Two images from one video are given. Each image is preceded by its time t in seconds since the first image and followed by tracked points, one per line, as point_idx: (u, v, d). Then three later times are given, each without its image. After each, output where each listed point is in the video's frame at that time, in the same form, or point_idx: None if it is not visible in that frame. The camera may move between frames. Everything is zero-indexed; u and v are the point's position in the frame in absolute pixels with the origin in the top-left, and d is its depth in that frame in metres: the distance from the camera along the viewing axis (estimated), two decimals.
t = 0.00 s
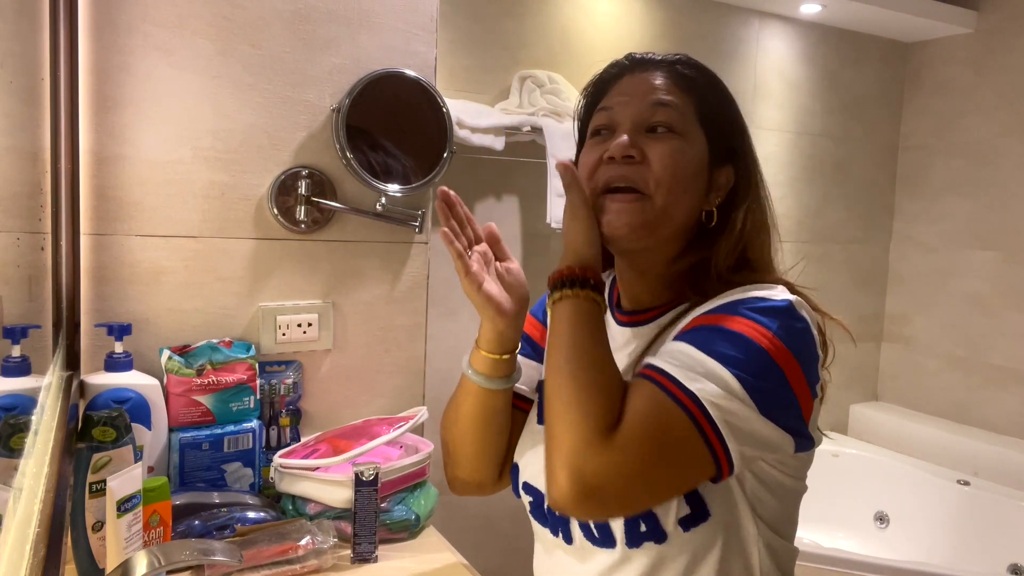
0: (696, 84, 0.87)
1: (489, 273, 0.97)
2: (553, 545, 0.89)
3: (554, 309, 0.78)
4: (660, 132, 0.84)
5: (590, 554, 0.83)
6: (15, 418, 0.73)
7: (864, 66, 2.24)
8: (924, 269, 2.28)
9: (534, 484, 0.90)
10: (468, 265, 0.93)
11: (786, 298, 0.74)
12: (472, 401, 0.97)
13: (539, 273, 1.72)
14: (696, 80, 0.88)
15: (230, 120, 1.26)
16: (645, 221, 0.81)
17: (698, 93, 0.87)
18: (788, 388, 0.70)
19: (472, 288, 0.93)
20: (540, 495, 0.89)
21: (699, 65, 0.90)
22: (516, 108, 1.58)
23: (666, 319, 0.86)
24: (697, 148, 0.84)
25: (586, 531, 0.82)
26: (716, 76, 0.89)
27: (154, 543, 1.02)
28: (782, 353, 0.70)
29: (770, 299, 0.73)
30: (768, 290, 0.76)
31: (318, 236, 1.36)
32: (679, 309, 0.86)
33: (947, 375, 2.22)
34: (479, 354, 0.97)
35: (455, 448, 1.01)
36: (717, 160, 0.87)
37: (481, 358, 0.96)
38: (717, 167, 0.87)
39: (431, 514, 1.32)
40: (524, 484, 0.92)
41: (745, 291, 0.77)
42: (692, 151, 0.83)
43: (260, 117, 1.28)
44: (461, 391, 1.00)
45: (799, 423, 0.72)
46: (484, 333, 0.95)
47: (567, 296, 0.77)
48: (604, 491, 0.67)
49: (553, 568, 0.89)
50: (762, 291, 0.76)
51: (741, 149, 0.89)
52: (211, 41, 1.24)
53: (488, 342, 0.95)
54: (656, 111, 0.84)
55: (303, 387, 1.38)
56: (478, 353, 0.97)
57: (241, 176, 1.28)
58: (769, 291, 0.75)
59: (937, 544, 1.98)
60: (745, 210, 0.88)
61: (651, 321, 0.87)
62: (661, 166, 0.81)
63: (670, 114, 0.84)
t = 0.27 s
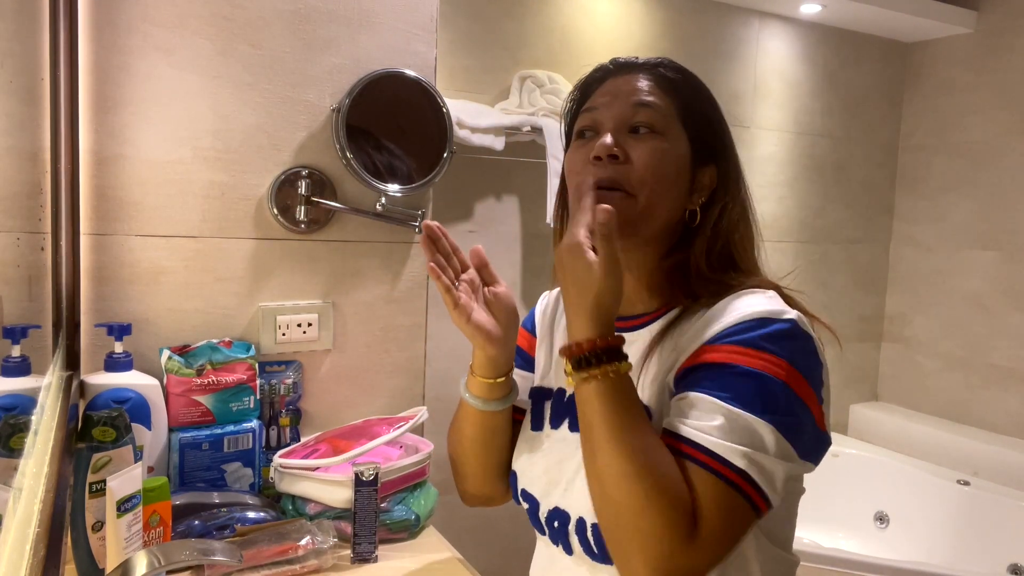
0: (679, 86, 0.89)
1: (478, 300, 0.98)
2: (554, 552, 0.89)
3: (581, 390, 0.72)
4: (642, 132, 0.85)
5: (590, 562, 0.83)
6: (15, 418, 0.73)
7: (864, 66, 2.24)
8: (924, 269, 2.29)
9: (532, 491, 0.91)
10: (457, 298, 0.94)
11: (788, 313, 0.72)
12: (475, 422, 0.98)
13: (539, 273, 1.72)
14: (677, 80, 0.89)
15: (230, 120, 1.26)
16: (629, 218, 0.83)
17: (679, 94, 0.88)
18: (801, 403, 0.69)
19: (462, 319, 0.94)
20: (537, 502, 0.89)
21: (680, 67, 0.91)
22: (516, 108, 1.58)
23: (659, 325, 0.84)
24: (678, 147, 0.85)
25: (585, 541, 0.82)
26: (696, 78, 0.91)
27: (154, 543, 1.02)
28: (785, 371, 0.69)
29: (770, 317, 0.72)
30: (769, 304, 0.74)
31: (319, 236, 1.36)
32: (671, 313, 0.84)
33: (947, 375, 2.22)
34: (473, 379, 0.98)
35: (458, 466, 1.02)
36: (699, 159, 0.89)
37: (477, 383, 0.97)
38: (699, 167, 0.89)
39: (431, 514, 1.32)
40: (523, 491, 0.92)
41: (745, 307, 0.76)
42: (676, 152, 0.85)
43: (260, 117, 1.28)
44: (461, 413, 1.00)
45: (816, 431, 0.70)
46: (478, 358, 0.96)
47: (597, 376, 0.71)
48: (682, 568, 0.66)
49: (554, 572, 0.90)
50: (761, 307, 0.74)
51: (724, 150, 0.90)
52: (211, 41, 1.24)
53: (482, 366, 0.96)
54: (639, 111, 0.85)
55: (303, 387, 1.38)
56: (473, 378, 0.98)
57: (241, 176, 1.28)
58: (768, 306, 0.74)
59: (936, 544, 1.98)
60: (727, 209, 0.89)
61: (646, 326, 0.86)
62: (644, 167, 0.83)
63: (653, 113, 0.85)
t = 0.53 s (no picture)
0: (670, 87, 0.90)
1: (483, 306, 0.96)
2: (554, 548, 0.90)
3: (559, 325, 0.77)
4: (642, 137, 0.85)
5: (591, 558, 0.83)
6: (15, 418, 0.73)
7: (864, 66, 2.24)
8: (924, 269, 2.29)
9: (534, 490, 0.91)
10: (463, 308, 0.92)
11: (774, 302, 0.73)
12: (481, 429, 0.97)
13: (539, 273, 1.72)
14: (666, 82, 0.90)
15: (230, 120, 1.26)
16: (646, 225, 0.82)
17: (669, 96, 0.89)
18: (773, 394, 0.70)
19: (469, 328, 0.92)
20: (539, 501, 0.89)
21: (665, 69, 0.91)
22: (516, 108, 1.58)
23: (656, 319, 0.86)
24: (677, 147, 0.85)
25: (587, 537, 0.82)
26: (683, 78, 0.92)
27: (154, 543, 1.02)
28: (761, 358, 0.69)
29: (756, 305, 0.73)
30: (755, 294, 0.75)
31: (319, 236, 1.36)
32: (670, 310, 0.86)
33: (947, 375, 2.22)
34: (480, 388, 0.97)
35: (465, 470, 1.02)
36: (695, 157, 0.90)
37: (483, 391, 0.96)
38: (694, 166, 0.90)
39: (431, 514, 1.32)
40: (525, 491, 0.93)
41: (729, 296, 0.77)
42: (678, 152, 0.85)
43: (260, 117, 1.28)
44: (467, 418, 1.00)
45: (789, 422, 0.72)
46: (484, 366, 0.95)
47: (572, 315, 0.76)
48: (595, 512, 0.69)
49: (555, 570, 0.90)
50: (745, 296, 0.75)
51: (716, 146, 0.92)
52: (211, 41, 1.24)
53: (488, 373, 0.95)
54: (636, 115, 0.85)
55: (303, 387, 1.38)
56: (480, 386, 0.97)
57: (241, 176, 1.28)
58: (753, 295, 0.75)
59: (936, 544, 1.98)
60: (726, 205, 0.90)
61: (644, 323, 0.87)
62: (655, 170, 0.81)
63: (649, 115, 0.85)
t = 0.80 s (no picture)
0: (660, 85, 0.89)
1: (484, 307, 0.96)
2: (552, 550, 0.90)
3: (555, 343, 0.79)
4: (628, 140, 0.85)
5: (591, 561, 0.83)
6: (15, 418, 0.73)
7: (864, 66, 2.24)
8: (924, 269, 2.29)
9: (531, 491, 0.91)
10: (463, 310, 0.92)
11: (772, 306, 0.73)
12: (481, 428, 0.97)
13: (539, 273, 1.72)
14: (656, 81, 0.89)
15: (230, 120, 1.26)
16: (630, 230, 0.83)
17: (659, 95, 0.88)
18: (773, 399, 0.70)
19: (469, 330, 0.92)
20: (536, 502, 0.89)
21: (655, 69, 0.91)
22: (516, 108, 1.58)
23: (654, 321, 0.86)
24: (665, 149, 0.85)
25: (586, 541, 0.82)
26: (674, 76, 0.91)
27: (154, 543, 1.02)
28: (761, 364, 0.69)
29: (754, 309, 0.73)
30: (754, 297, 0.75)
31: (319, 236, 1.36)
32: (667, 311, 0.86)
33: (947, 375, 2.22)
34: (479, 389, 0.97)
35: (465, 469, 1.02)
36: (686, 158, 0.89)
37: (483, 391, 0.96)
38: (687, 166, 0.90)
39: (431, 514, 1.32)
40: (523, 492, 0.92)
41: (728, 300, 0.77)
42: (664, 155, 0.84)
43: (260, 117, 1.28)
44: (467, 417, 1.00)
45: (788, 426, 0.72)
46: (484, 367, 0.95)
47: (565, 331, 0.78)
48: (600, 525, 0.69)
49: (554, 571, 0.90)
50: (744, 299, 0.75)
51: (708, 146, 0.91)
52: (211, 41, 1.24)
53: (487, 373, 0.95)
54: (620, 119, 0.85)
55: (303, 387, 1.38)
56: (479, 386, 0.97)
57: (241, 176, 1.28)
58: (752, 299, 0.75)
59: (936, 544, 1.98)
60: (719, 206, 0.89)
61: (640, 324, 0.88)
62: (638, 176, 0.82)
63: (635, 119, 0.85)
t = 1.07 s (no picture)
0: (654, 86, 0.88)
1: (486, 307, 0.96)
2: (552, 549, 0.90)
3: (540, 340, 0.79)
4: (619, 145, 0.85)
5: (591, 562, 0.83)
6: (15, 418, 0.73)
7: (864, 66, 2.24)
8: (924, 269, 2.28)
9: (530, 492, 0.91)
10: (468, 310, 0.91)
11: (771, 308, 0.73)
12: (482, 428, 0.97)
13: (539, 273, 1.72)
14: (649, 83, 0.88)
15: (230, 120, 1.26)
16: (618, 236, 0.83)
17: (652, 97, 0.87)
18: (771, 400, 0.70)
19: (473, 329, 0.92)
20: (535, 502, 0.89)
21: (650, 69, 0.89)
22: (516, 108, 1.58)
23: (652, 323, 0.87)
24: (656, 153, 0.85)
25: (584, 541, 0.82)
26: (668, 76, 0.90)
27: (154, 543, 1.02)
28: (758, 364, 0.69)
29: (752, 310, 0.73)
30: (753, 299, 0.76)
31: (319, 236, 1.36)
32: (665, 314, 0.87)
33: (947, 375, 2.22)
34: (482, 389, 0.97)
35: (466, 469, 1.02)
36: (680, 160, 0.88)
37: (485, 391, 0.96)
38: (682, 168, 0.89)
39: (431, 514, 1.32)
40: (523, 493, 0.92)
41: (726, 300, 0.77)
42: (654, 159, 0.84)
43: (260, 117, 1.28)
44: (467, 417, 1.00)
45: (785, 427, 0.72)
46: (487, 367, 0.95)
47: (550, 327, 0.79)
48: (592, 519, 0.69)
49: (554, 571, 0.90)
50: (743, 300, 0.75)
51: (704, 146, 0.90)
52: (211, 41, 1.24)
53: (490, 373, 0.95)
54: (610, 124, 0.85)
55: (303, 387, 1.38)
56: (481, 386, 0.97)
57: (241, 176, 1.28)
58: (750, 300, 0.75)
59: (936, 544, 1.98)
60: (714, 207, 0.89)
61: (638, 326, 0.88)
62: (625, 183, 0.82)
63: (625, 124, 0.85)
